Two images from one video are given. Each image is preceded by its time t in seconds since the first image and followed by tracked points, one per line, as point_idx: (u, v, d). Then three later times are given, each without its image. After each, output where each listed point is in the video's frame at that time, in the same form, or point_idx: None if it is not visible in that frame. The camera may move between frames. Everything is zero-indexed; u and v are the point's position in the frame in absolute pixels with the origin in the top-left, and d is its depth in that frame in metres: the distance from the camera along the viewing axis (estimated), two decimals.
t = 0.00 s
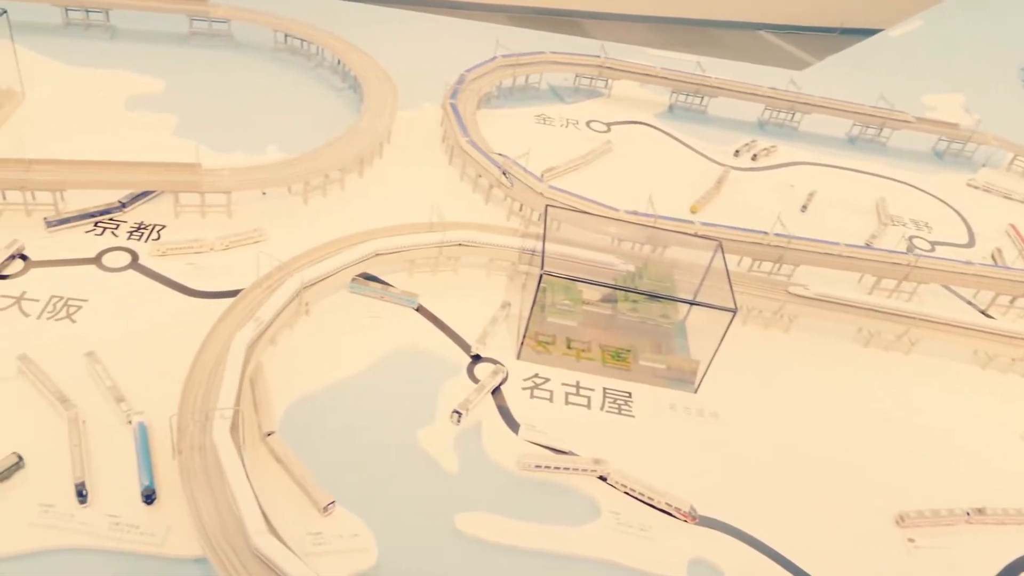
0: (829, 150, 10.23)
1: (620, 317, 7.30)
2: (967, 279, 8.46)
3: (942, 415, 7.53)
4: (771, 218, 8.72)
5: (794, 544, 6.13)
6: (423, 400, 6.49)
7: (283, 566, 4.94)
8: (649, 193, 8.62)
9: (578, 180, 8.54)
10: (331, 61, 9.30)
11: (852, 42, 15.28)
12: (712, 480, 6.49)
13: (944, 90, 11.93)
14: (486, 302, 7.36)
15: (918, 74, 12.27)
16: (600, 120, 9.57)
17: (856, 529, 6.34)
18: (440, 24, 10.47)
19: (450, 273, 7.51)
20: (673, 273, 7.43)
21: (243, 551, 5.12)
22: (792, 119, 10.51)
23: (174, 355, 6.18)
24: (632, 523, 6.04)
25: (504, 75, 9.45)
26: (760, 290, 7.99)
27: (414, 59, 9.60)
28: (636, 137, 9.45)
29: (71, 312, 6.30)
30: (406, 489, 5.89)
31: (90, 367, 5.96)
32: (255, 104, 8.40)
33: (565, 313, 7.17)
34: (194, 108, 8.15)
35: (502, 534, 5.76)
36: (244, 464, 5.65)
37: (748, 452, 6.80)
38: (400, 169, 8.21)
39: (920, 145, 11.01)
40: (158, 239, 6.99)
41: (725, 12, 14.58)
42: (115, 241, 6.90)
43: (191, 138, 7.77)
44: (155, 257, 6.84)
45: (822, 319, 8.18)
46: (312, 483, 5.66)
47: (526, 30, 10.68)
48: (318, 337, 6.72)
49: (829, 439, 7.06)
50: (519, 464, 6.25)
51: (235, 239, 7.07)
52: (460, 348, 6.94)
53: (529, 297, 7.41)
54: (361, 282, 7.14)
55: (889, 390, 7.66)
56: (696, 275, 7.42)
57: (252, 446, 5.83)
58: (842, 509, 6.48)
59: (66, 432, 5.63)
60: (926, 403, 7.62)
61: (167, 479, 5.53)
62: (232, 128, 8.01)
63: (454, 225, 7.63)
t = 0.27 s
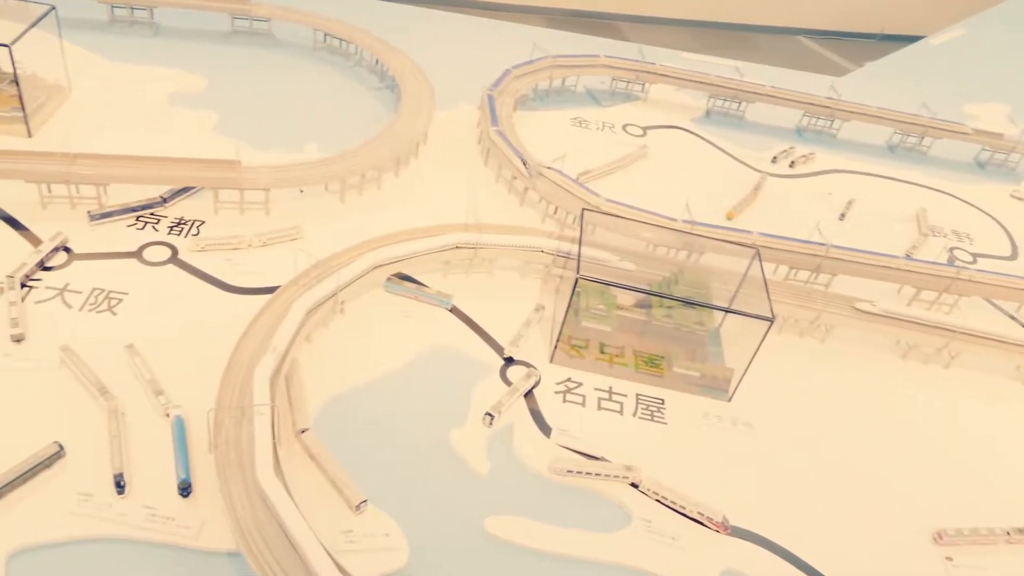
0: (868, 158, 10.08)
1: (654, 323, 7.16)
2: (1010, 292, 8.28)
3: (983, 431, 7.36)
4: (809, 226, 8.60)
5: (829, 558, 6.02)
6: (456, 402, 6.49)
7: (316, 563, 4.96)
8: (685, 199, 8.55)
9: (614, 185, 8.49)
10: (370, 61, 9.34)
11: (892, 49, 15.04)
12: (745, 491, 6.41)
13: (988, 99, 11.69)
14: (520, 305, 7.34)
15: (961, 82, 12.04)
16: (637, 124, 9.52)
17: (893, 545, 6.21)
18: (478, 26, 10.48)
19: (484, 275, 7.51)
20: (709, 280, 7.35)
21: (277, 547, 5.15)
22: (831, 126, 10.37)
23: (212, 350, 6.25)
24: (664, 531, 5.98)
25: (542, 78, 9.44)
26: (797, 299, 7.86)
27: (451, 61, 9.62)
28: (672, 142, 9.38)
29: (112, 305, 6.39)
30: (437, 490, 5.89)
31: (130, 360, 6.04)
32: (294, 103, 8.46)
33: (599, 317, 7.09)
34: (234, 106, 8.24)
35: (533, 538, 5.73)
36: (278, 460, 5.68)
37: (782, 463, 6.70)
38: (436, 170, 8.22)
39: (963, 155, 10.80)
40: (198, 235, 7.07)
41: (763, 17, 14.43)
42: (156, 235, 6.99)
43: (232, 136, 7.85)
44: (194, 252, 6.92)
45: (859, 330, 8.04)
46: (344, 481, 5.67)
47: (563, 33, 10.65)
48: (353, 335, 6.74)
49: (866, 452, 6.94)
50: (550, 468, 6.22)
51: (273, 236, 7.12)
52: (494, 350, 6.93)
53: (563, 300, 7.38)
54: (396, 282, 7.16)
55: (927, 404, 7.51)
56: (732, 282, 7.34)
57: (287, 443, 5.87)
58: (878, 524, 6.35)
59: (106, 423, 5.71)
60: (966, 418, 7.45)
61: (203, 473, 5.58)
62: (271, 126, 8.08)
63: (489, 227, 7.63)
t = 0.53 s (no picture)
0: (913, 168, 9.88)
1: (692, 331, 7.08)
2: None
3: None
4: (851, 236, 8.45)
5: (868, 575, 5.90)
6: (491, 405, 6.48)
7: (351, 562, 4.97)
8: (725, 206, 8.45)
9: (653, 190, 8.43)
10: (411, 62, 9.38)
11: (938, 56, 14.73)
12: (782, 503, 6.30)
13: None
14: (557, 309, 7.31)
15: (1010, 92, 11.75)
16: (677, 129, 9.44)
17: (935, 564, 6.06)
18: (519, 28, 10.47)
19: (521, 278, 7.49)
20: (749, 288, 7.25)
21: (312, 545, 5.17)
22: (875, 134, 10.19)
23: (252, 346, 6.31)
24: (699, 541, 5.90)
25: (582, 81, 9.40)
26: (838, 310, 7.73)
27: (491, 62, 9.62)
28: (713, 148, 9.29)
29: (155, 299, 6.48)
30: (471, 493, 5.88)
31: (172, 354, 6.12)
32: (336, 102, 8.52)
33: (636, 324, 7.02)
34: (277, 104, 8.31)
35: (566, 544, 5.69)
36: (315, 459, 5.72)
37: (820, 477, 6.58)
38: (475, 171, 8.22)
39: (1011, 165, 10.53)
40: (239, 231, 7.14)
41: (805, 22, 14.23)
42: (199, 231, 7.08)
43: (274, 134, 7.93)
44: (235, 249, 6.99)
45: (901, 343, 7.88)
46: (379, 481, 5.69)
47: (604, 36, 10.60)
48: (390, 335, 6.76)
49: (907, 467, 6.79)
50: (585, 474, 6.18)
51: (313, 235, 7.17)
52: (529, 354, 6.91)
53: (600, 306, 7.33)
54: (434, 283, 7.18)
55: (971, 421, 7.33)
56: (773, 291, 7.23)
57: (323, 441, 5.90)
58: (919, 542, 6.20)
59: (147, 415, 5.79)
60: (1013, 437, 7.25)
61: (241, 468, 5.63)
62: (313, 125, 8.15)
63: (527, 230, 7.60)
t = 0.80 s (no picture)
0: (957, 180, 9.68)
1: (728, 342, 6.98)
2: None
3: None
4: (892, 250, 8.30)
5: None
6: (524, 411, 6.46)
7: (383, 566, 4.97)
8: (764, 216, 8.35)
9: (690, 199, 8.37)
10: (450, 66, 9.42)
11: (985, 66, 14.41)
12: (818, 520, 6.19)
13: None
14: (591, 316, 7.27)
15: None
16: (715, 137, 9.36)
17: None
18: (558, 33, 10.46)
19: (556, 284, 7.46)
20: (787, 300, 7.14)
21: (344, 546, 5.19)
22: (919, 146, 10.02)
23: (288, 346, 6.36)
24: (732, 556, 5.81)
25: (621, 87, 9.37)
26: (878, 325, 7.59)
27: (530, 67, 9.62)
28: (752, 157, 9.19)
29: (195, 296, 6.56)
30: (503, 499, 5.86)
31: (210, 351, 6.19)
32: (375, 105, 8.58)
33: (671, 333, 6.95)
34: (318, 106, 8.39)
35: (597, 554, 5.64)
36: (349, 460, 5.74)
37: (857, 494, 6.45)
38: (512, 176, 8.22)
39: None
40: (278, 232, 7.21)
41: (847, 31, 14.03)
42: (239, 231, 7.15)
43: (315, 136, 8.01)
44: (274, 249, 7.06)
45: (942, 360, 7.71)
46: (412, 484, 5.69)
47: (644, 42, 10.55)
48: (425, 338, 6.78)
49: (947, 487, 6.64)
50: (617, 484, 6.13)
51: (350, 236, 7.22)
52: (563, 361, 6.88)
53: (634, 314, 7.28)
54: (470, 288, 7.20)
55: (1015, 442, 7.13)
56: (812, 303, 7.11)
57: (357, 442, 5.93)
58: (960, 565, 6.04)
59: (185, 412, 5.86)
60: None
61: (275, 466, 5.67)
62: (353, 128, 8.22)
63: (563, 237, 7.58)
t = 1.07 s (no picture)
0: (990, 194, 9.54)
1: (754, 353, 6.92)
2: None
3: None
4: (923, 263, 8.19)
5: None
6: (547, 419, 6.43)
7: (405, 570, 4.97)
8: (793, 227, 8.28)
9: (718, 208, 8.32)
10: (479, 71, 9.44)
11: (1020, 78, 14.17)
12: (843, 536, 6.10)
13: None
14: (616, 325, 7.23)
15: None
16: (743, 147, 9.31)
17: None
18: (587, 40, 10.45)
19: (581, 291, 7.44)
20: (815, 313, 7.07)
21: (366, 549, 5.20)
22: (951, 159, 9.88)
23: (315, 348, 6.40)
24: (755, 570, 5.75)
25: (650, 95, 9.34)
26: (908, 340, 7.48)
27: (559, 74, 9.62)
28: (780, 168, 9.12)
29: (223, 297, 6.62)
30: (525, 507, 5.83)
31: (237, 352, 6.23)
32: (404, 109, 8.62)
33: (697, 343, 6.86)
34: (347, 110, 8.45)
35: (619, 564, 5.59)
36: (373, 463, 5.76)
37: (884, 510, 6.35)
38: (539, 183, 8.22)
39: None
40: (306, 234, 7.26)
41: (878, 41, 13.90)
42: (267, 232, 7.20)
43: (344, 139, 8.06)
44: (302, 251, 7.10)
45: (973, 377, 7.58)
46: (435, 489, 5.69)
47: (673, 50, 10.52)
48: (449, 342, 6.78)
49: (977, 506, 6.52)
50: (640, 494, 6.08)
51: (377, 240, 7.25)
52: (587, 369, 6.85)
53: (660, 323, 7.24)
54: (495, 293, 7.18)
55: None
56: (840, 316, 7.03)
57: (380, 445, 5.94)
58: None
59: (212, 411, 5.90)
60: None
61: (299, 467, 5.69)
62: (382, 131, 8.26)
63: (589, 244, 7.56)
